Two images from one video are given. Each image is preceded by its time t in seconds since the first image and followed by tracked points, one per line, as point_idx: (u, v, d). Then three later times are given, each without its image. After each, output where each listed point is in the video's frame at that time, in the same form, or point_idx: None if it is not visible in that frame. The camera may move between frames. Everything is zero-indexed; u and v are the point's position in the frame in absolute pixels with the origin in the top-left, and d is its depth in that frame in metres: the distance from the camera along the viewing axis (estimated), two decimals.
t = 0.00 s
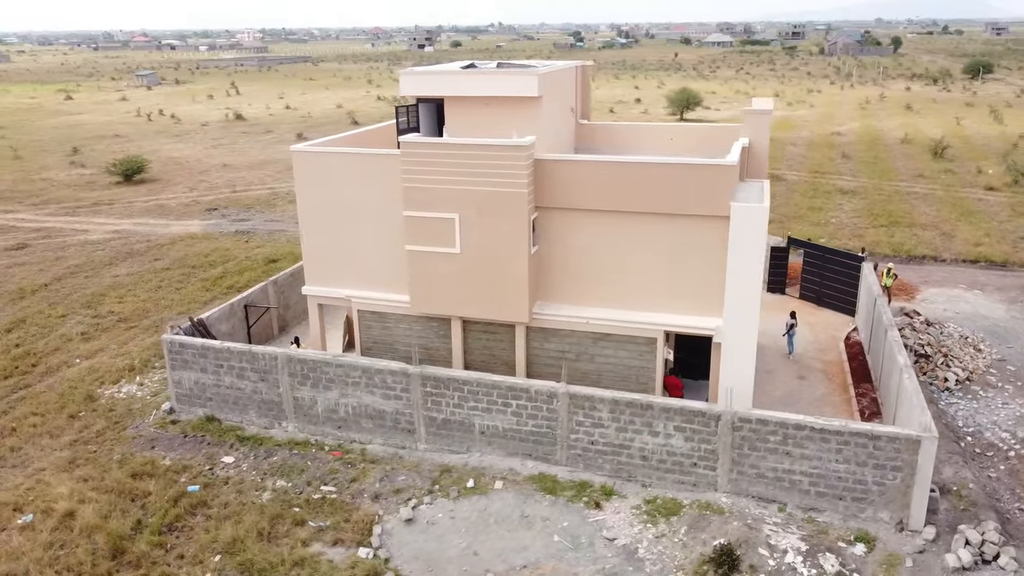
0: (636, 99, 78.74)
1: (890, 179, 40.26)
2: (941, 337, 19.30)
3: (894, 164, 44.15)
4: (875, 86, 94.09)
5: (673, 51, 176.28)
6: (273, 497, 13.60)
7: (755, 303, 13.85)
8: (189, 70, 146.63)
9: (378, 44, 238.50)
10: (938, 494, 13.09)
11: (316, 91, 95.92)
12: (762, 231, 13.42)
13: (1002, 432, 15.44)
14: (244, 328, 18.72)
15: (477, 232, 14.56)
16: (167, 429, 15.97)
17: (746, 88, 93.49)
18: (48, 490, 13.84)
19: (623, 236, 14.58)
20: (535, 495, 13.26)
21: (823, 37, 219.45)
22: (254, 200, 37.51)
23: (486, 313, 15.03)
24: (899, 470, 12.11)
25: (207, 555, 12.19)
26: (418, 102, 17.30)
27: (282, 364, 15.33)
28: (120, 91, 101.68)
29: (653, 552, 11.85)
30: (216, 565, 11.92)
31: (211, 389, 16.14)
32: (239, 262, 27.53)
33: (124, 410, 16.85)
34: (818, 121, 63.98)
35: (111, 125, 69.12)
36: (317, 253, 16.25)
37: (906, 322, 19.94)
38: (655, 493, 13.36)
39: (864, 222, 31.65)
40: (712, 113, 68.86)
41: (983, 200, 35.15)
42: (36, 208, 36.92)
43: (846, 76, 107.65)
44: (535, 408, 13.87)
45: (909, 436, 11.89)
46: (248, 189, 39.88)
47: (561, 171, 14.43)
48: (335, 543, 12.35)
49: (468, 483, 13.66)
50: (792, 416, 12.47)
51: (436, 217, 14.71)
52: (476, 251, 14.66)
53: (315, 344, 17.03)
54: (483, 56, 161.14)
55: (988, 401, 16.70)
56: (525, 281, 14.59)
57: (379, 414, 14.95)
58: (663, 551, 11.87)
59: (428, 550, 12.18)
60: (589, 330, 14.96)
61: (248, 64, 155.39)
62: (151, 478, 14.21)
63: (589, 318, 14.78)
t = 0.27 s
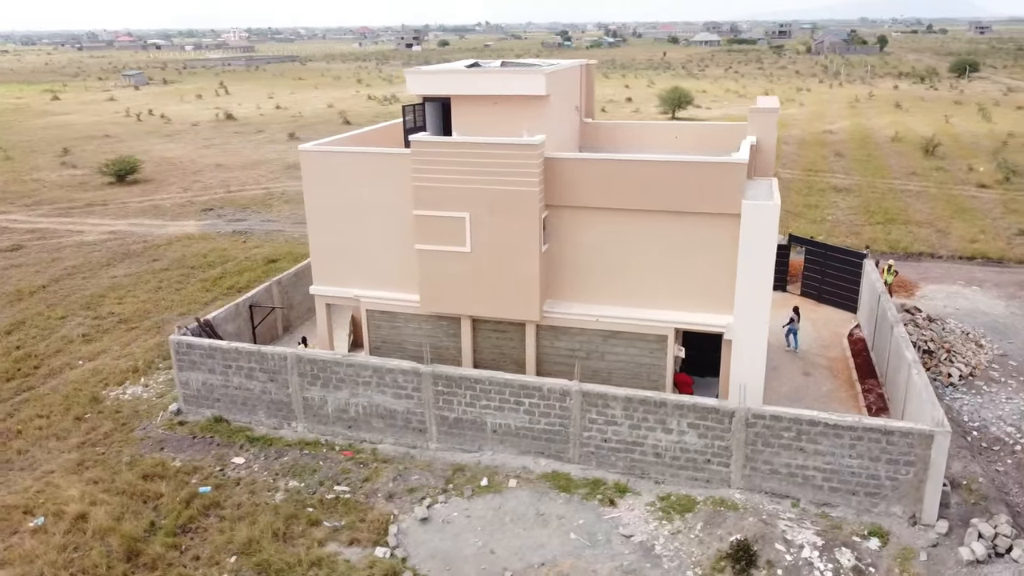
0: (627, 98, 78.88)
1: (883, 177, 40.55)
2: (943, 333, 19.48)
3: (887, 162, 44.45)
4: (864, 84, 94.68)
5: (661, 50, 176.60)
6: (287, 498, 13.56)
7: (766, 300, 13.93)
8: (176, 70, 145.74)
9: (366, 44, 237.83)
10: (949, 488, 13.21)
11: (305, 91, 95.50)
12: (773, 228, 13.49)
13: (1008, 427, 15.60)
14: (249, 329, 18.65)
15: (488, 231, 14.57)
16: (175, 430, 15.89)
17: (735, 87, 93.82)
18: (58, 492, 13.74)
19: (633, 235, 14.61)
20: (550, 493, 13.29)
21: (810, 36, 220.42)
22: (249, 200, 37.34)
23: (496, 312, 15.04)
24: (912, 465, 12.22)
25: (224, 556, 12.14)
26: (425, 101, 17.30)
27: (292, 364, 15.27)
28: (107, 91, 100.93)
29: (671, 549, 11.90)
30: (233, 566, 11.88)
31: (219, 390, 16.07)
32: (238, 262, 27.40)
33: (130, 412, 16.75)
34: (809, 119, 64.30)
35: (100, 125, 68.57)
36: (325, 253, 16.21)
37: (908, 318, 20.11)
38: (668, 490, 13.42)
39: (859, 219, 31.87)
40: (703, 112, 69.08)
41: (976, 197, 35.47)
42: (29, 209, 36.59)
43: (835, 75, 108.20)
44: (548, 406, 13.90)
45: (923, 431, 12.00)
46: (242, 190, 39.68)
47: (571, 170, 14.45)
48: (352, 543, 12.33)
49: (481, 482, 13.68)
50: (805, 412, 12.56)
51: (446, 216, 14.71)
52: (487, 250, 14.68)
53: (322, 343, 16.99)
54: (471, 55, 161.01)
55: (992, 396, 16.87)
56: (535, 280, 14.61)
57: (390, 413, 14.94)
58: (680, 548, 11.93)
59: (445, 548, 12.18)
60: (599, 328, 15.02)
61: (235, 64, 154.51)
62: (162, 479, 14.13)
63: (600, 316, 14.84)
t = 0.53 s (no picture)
0: (617, 97, 79.03)
1: (875, 174, 40.88)
2: (945, 329, 19.68)
3: (879, 160, 44.80)
4: (851, 83, 95.34)
5: (649, 49, 176.97)
6: (301, 498, 13.53)
7: (777, 297, 14.02)
8: (162, 69, 144.74)
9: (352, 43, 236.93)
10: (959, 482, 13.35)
11: (294, 90, 95.04)
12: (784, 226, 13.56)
13: (1012, 421, 15.78)
14: (255, 330, 18.58)
15: (499, 229, 14.58)
16: (183, 432, 15.81)
17: (724, 86, 94.21)
18: (69, 495, 13.64)
19: (644, 233, 14.65)
20: (565, 490, 13.33)
21: (795, 34, 221.70)
22: (244, 200, 37.16)
23: (507, 310, 15.07)
24: (925, 459, 12.34)
25: (241, 557, 12.10)
26: (432, 101, 17.32)
27: (302, 365, 15.22)
28: (93, 91, 100.07)
29: (688, 545, 11.97)
30: (252, 568, 11.84)
31: (228, 391, 16.00)
32: (236, 263, 27.26)
33: (137, 414, 16.65)
34: (799, 117, 64.70)
35: (88, 125, 67.98)
36: (334, 252, 16.17)
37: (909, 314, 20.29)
38: (682, 486, 13.49)
39: (855, 216, 32.12)
40: (694, 110, 69.30)
41: (968, 194, 35.82)
42: (20, 210, 36.25)
43: (822, 74, 108.79)
44: (561, 405, 13.93)
45: (936, 426, 12.12)
46: (236, 190, 39.48)
47: (582, 168, 14.48)
48: (369, 542, 12.32)
49: (496, 480, 13.70)
50: (819, 408, 12.66)
51: (457, 215, 14.71)
52: (497, 248, 14.69)
53: (330, 343, 16.95)
54: (459, 54, 160.81)
55: (996, 390, 17.05)
56: (547, 279, 14.64)
57: (402, 413, 14.92)
58: (697, 543, 12.00)
59: (463, 547, 12.19)
60: (610, 326, 15.08)
61: (221, 63, 153.60)
62: (174, 481, 14.06)
63: (611, 314, 14.90)
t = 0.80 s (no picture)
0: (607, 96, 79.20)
1: (867, 172, 41.24)
2: (945, 324, 19.90)
3: (870, 158, 45.18)
4: (838, 81, 96.01)
5: (636, 47, 177.24)
6: (315, 498, 13.52)
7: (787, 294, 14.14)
8: (147, 69, 143.65)
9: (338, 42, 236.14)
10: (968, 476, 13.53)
11: (283, 90, 94.61)
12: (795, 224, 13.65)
13: (1016, 415, 15.99)
14: (260, 330, 18.52)
15: (511, 229, 14.61)
16: (193, 433, 15.75)
17: (712, 84, 94.61)
18: (82, 498, 13.57)
19: (654, 232, 14.72)
20: (580, 488, 13.40)
21: (781, 33, 222.93)
22: (239, 200, 36.98)
23: (518, 309, 15.11)
24: (937, 454, 12.49)
25: (259, 558, 12.08)
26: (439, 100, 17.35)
27: (313, 365, 15.19)
28: (79, 91, 99.18)
29: (706, 541, 12.06)
30: (270, 569, 11.83)
31: (237, 392, 15.94)
32: (235, 263, 27.15)
33: (145, 415, 16.57)
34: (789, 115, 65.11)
35: (76, 125, 67.38)
36: (343, 252, 16.16)
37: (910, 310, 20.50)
38: (695, 483, 13.58)
39: (850, 214, 32.40)
40: (684, 108, 69.58)
41: (960, 191, 36.21)
42: (12, 211, 35.91)
43: (809, 72, 109.40)
44: (574, 403, 13.99)
45: (949, 421, 12.27)
46: (231, 190, 39.29)
47: (593, 167, 14.54)
48: (387, 542, 12.34)
49: (511, 478, 13.75)
50: (832, 404, 12.78)
51: (467, 215, 14.73)
52: (509, 247, 14.73)
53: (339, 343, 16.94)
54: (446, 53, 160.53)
55: (998, 385, 17.27)
56: (558, 277, 14.69)
57: (413, 412, 14.93)
58: (714, 539, 12.09)
59: (482, 545, 12.23)
60: (620, 324, 15.17)
61: (207, 62, 152.69)
62: (187, 482, 14.02)
63: (621, 312, 14.99)
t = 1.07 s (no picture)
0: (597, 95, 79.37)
1: (859, 170, 41.57)
2: (946, 321, 20.12)
3: (861, 156, 45.55)
4: (825, 80, 96.69)
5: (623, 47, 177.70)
6: (330, 499, 13.51)
7: (796, 292, 14.24)
8: (132, 69, 142.60)
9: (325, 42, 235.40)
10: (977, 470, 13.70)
11: (271, 90, 94.20)
12: (804, 222, 13.75)
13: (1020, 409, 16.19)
14: (266, 331, 18.44)
15: (521, 228, 14.64)
16: (202, 436, 15.69)
17: (701, 83, 95.02)
18: (94, 501, 13.49)
19: (664, 230, 14.79)
20: (594, 486, 13.46)
21: (766, 32, 224.13)
22: (234, 202, 36.79)
23: (529, 308, 15.15)
24: (948, 448, 12.63)
25: (277, 559, 12.06)
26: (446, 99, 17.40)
27: (323, 366, 15.15)
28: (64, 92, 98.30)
29: (722, 537, 12.15)
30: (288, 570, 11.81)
31: (246, 393, 15.89)
32: (234, 265, 27.04)
33: (152, 418, 16.50)
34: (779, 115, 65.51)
35: (63, 126, 66.81)
36: (351, 253, 16.15)
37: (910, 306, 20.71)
38: (708, 480, 13.67)
39: (845, 212, 32.67)
40: (675, 107, 69.87)
41: (952, 189, 36.57)
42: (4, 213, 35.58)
43: (796, 71, 110.09)
44: (587, 401, 14.04)
45: (959, 416, 12.41)
46: (225, 191, 39.11)
47: (602, 167, 14.61)
48: (405, 542, 12.35)
49: (525, 477, 13.80)
50: (844, 400, 12.90)
51: (478, 214, 14.75)
52: (519, 246, 14.76)
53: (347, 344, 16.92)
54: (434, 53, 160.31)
55: (1000, 380, 17.48)
56: (569, 276, 14.74)
57: (425, 412, 14.93)
58: (730, 535, 12.19)
59: (500, 544, 12.27)
60: (630, 323, 15.25)
61: (193, 63, 151.71)
62: (199, 485, 13.97)
63: (632, 310, 15.07)
